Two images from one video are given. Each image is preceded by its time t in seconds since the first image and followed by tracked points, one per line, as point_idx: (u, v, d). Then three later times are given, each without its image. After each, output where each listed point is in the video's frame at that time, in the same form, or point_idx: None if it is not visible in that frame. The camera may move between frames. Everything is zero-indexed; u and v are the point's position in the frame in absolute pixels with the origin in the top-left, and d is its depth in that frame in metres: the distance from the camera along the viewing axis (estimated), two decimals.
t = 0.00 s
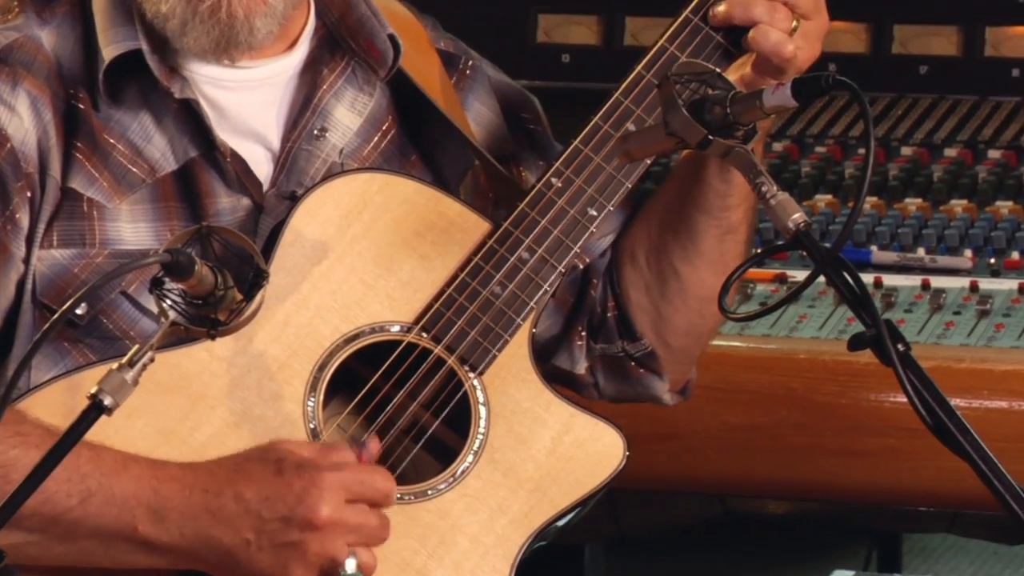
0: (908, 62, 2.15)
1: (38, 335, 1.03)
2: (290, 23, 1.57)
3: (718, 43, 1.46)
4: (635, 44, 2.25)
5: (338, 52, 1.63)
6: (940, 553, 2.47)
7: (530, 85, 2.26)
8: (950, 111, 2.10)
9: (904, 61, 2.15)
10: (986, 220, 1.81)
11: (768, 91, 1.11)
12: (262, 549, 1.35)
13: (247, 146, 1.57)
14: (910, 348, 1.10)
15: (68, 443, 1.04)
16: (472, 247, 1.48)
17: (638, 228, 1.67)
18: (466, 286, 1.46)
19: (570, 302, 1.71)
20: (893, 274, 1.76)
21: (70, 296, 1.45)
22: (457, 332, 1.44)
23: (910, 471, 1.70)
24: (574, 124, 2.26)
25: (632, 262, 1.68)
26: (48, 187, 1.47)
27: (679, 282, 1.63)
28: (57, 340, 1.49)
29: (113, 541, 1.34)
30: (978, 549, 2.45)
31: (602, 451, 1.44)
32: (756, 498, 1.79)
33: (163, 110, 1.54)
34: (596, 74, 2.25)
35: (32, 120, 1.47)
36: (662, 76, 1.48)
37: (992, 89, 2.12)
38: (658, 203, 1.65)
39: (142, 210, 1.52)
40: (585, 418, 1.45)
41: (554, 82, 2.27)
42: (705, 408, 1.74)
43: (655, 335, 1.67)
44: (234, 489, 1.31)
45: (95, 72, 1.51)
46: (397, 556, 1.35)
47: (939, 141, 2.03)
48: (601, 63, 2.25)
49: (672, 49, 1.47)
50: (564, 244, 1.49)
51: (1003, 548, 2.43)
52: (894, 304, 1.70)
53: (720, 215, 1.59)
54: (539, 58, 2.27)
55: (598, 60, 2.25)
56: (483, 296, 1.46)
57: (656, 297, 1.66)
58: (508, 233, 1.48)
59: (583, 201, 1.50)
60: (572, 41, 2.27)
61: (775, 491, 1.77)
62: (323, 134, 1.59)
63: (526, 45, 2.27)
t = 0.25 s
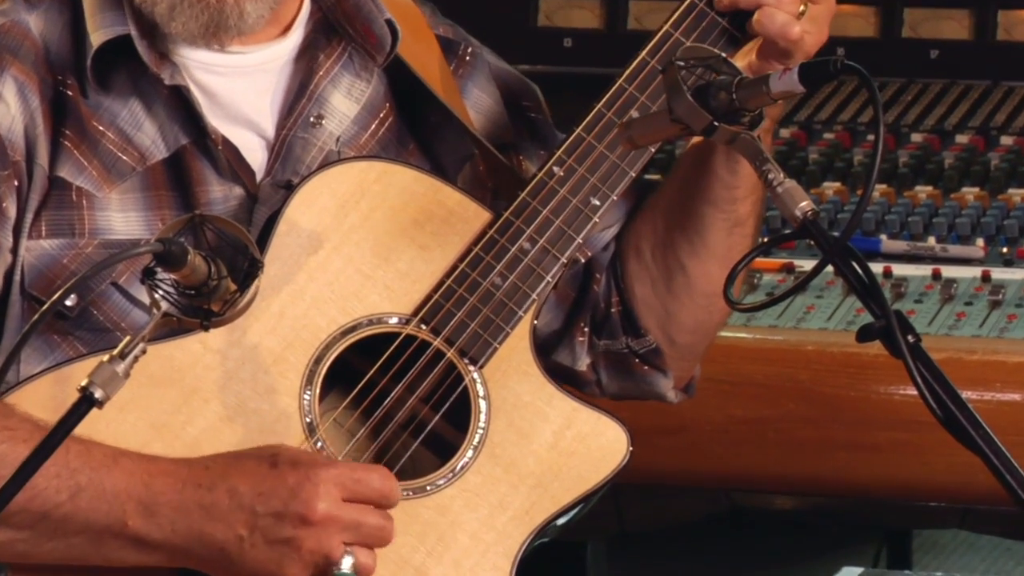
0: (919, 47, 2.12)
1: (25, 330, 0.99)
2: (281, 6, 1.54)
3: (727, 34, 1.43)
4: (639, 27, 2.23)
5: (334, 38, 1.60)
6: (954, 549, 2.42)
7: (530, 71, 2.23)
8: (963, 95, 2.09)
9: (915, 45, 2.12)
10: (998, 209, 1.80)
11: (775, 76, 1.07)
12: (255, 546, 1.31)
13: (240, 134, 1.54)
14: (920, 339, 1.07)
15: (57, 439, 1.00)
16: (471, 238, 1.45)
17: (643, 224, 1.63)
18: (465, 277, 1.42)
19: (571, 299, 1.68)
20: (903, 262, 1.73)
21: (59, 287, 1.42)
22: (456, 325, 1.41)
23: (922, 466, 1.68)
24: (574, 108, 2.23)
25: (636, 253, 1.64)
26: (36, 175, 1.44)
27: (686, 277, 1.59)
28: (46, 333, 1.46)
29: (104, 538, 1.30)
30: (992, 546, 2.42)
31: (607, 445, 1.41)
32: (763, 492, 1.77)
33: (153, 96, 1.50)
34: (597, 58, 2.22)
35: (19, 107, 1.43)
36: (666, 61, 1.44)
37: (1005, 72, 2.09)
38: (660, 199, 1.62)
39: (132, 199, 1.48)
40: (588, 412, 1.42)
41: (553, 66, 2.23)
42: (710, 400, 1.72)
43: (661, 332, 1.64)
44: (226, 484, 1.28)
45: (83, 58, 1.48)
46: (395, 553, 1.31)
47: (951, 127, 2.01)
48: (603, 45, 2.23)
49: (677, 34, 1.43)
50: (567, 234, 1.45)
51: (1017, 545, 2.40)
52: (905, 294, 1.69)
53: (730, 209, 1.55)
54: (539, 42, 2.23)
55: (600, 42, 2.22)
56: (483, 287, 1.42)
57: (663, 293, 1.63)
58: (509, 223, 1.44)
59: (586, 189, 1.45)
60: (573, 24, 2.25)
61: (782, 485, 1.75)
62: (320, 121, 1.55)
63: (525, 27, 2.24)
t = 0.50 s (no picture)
0: (930, 30, 2.16)
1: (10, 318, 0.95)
2: None
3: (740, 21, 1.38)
4: (642, 11, 2.28)
5: (329, 23, 1.55)
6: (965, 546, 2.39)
7: (531, 55, 2.28)
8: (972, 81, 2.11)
9: (925, 28, 2.16)
10: (1009, 198, 1.82)
11: (782, 60, 1.03)
12: (249, 534, 1.25)
13: (231, 121, 1.50)
14: (932, 330, 1.03)
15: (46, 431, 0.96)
16: (469, 226, 1.41)
17: (645, 211, 1.60)
18: (463, 266, 1.38)
19: (570, 290, 1.65)
20: (914, 252, 1.76)
21: (45, 279, 1.38)
22: (453, 316, 1.37)
23: (931, 462, 1.64)
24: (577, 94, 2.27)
25: (638, 243, 1.60)
26: (20, 165, 1.40)
27: (691, 265, 1.56)
28: (32, 326, 1.42)
29: (90, 529, 1.24)
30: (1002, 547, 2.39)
31: (609, 439, 1.37)
32: (770, 490, 1.74)
33: (142, 83, 1.46)
34: (597, 42, 2.27)
35: (3, 94, 1.38)
36: (670, 47, 1.40)
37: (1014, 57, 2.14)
38: (664, 186, 1.59)
39: (121, 189, 1.44)
40: (588, 405, 1.38)
41: (552, 50, 2.29)
42: (715, 395, 1.69)
43: (665, 322, 1.60)
44: (214, 470, 1.24)
45: (69, 44, 1.44)
46: (390, 551, 1.27)
47: (962, 113, 2.03)
48: (606, 30, 2.27)
49: (681, 19, 1.39)
50: (567, 223, 1.41)
51: None
52: (914, 285, 1.70)
53: (737, 194, 1.52)
54: (540, 24, 2.28)
55: (601, 24, 2.27)
56: (481, 277, 1.39)
57: (666, 282, 1.59)
58: (508, 211, 1.41)
59: (586, 176, 1.42)
60: (575, 9, 2.28)
61: (788, 483, 1.71)
62: (314, 107, 1.51)
63: (529, 11, 2.29)
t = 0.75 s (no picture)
0: (942, 22, 2.12)
1: None
2: None
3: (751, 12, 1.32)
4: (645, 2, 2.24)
5: (324, 13, 1.52)
6: (978, 548, 2.35)
7: (531, 46, 2.26)
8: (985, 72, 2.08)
9: (936, 19, 2.13)
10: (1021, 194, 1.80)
11: (788, 52, 1.00)
12: (239, 540, 1.23)
13: (224, 114, 1.47)
14: (943, 329, 0.99)
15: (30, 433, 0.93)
16: (466, 219, 1.37)
17: (651, 196, 1.57)
18: (459, 261, 1.35)
19: (576, 282, 1.61)
20: (924, 248, 1.74)
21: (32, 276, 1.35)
22: (449, 311, 1.33)
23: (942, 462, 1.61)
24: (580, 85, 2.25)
25: (647, 231, 1.56)
26: (9, 160, 1.37)
27: (698, 252, 1.52)
28: (20, 325, 1.39)
29: (76, 537, 1.22)
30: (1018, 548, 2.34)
31: (610, 438, 1.34)
32: (779, 490, 1.71)
33: (134, 76, 1.43)
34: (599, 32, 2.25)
35: None
36: (673, 35, 1.36)
37: None
38: (671, 170, 1.55)
39: (111, 184, 1.41)
40: (587, 404, 1.34)
41: (552, 40, 2.26)
42: (720, 394, 1.66)
43: (674, 314, 1.56)
44: (204, 479, 1.20)
45: (60, 37, 1.41)
46: (385, 552, 1.23)
47: (974, 105, 2.00)
48: (609, 22, 2.24)
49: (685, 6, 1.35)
50: (567, 215, 1.38)
51: None
52: (925, 282, 1.69)
53: (743, 177, 1.48)
54: (542, 16, 2.25)
55: (603, 13, 2.24)
56: (479, 272, 1.35)
57: (674, 270, 1.55)
58: (506, 204, 1.37)
59: (586, 168, 1.38)
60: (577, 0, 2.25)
61: (797, 484, 1.68)
62: (309, 100, 1.48)
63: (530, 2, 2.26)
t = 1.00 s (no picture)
0: (952, 18, 2.10)
1: None
2: None
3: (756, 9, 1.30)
4: None
5: (321, 9, 1.49)
6: (989, 557, 2.31)
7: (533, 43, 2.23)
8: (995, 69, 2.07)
9: (947, 16, 2.10)
10: None
11: (795, 50, 0.97)
12: (234, 552, 1.21)
13: (221, 112, 1.44)
14: (952, 333, 0.97)
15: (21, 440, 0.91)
16: (467, 221, 1.35)
17: (654, 194, 1.54)
18: (460, 263, 1.32)
19: (578, 281, 1.59)
20: (933, 250, 1.72)
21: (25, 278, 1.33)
22: (450, 315, 1.31)
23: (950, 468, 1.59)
24: (584, 84, 2.23)
25: (647, 231, 1.54)
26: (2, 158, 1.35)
27: (698, 254, 1.50)
28: (13, 326, 1.37)
29: (70, 545, 1.20)
30: None
31: (614, 444, 1.31)
32: (784, 496, 1.69)
33: (129, 74, 1.41)
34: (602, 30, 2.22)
35: None
36: (678, 33, 1.34)
37: None
38: (674, 166, 1.53)
39: (105, 183, 1.39)
40: (590, 408, 1.31)
41: (555, 38, 2.24)
42: (726, 398, 1.64)
43: (674, 314, 1.54)
44: (201, 487, 1.18)
45: (54, 34, 1.39)
46: (385, 561, 1.21)
47: (984, 105, 1.98)
48: (613, 19, 2.22)
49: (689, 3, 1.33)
50: (570, 217, 1.35)
51: None
52: (935, 284, 1.66)
53: (745, 179, 1.46)
54: (545, 13, 2.23)
55: (607, 11, 2.21)
56: (480, 275, 1.32)
57: (674, 271, 1.53)
58: (507, 206, 1.35)
59: (589, 169, 1.36)
60: None
61: (803, 490, 1.66)
62: (306, 99, 1.46)
63: None
